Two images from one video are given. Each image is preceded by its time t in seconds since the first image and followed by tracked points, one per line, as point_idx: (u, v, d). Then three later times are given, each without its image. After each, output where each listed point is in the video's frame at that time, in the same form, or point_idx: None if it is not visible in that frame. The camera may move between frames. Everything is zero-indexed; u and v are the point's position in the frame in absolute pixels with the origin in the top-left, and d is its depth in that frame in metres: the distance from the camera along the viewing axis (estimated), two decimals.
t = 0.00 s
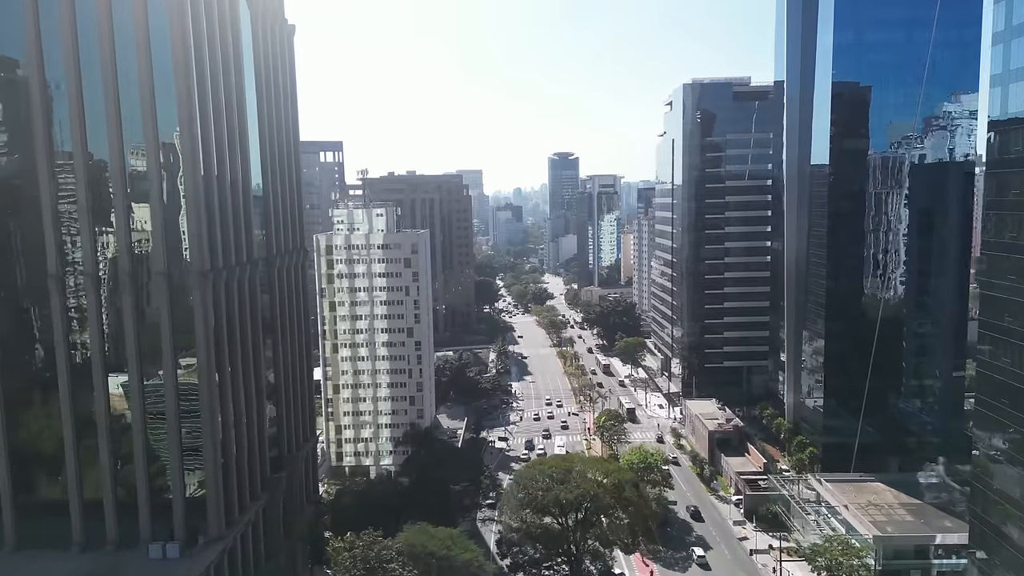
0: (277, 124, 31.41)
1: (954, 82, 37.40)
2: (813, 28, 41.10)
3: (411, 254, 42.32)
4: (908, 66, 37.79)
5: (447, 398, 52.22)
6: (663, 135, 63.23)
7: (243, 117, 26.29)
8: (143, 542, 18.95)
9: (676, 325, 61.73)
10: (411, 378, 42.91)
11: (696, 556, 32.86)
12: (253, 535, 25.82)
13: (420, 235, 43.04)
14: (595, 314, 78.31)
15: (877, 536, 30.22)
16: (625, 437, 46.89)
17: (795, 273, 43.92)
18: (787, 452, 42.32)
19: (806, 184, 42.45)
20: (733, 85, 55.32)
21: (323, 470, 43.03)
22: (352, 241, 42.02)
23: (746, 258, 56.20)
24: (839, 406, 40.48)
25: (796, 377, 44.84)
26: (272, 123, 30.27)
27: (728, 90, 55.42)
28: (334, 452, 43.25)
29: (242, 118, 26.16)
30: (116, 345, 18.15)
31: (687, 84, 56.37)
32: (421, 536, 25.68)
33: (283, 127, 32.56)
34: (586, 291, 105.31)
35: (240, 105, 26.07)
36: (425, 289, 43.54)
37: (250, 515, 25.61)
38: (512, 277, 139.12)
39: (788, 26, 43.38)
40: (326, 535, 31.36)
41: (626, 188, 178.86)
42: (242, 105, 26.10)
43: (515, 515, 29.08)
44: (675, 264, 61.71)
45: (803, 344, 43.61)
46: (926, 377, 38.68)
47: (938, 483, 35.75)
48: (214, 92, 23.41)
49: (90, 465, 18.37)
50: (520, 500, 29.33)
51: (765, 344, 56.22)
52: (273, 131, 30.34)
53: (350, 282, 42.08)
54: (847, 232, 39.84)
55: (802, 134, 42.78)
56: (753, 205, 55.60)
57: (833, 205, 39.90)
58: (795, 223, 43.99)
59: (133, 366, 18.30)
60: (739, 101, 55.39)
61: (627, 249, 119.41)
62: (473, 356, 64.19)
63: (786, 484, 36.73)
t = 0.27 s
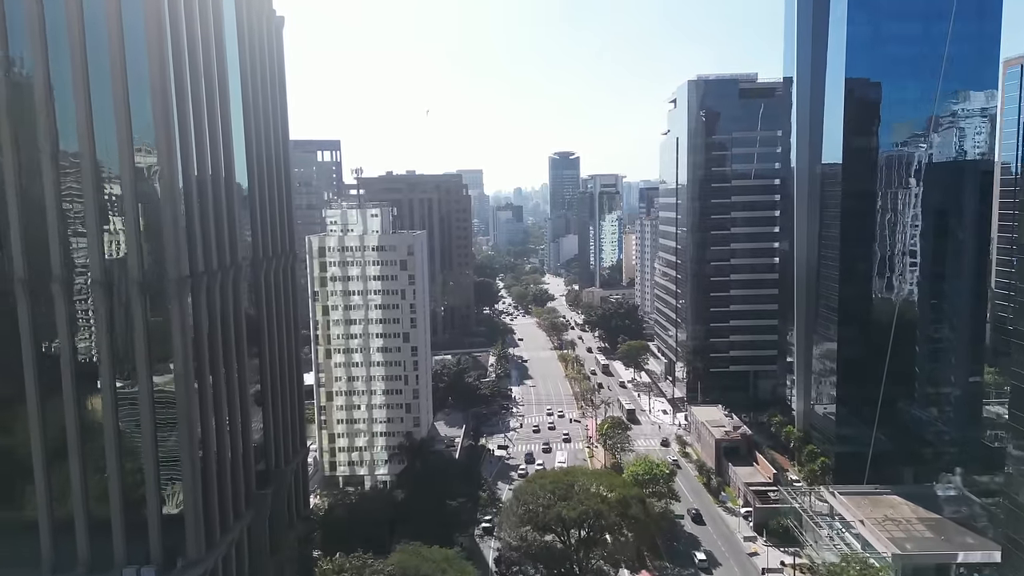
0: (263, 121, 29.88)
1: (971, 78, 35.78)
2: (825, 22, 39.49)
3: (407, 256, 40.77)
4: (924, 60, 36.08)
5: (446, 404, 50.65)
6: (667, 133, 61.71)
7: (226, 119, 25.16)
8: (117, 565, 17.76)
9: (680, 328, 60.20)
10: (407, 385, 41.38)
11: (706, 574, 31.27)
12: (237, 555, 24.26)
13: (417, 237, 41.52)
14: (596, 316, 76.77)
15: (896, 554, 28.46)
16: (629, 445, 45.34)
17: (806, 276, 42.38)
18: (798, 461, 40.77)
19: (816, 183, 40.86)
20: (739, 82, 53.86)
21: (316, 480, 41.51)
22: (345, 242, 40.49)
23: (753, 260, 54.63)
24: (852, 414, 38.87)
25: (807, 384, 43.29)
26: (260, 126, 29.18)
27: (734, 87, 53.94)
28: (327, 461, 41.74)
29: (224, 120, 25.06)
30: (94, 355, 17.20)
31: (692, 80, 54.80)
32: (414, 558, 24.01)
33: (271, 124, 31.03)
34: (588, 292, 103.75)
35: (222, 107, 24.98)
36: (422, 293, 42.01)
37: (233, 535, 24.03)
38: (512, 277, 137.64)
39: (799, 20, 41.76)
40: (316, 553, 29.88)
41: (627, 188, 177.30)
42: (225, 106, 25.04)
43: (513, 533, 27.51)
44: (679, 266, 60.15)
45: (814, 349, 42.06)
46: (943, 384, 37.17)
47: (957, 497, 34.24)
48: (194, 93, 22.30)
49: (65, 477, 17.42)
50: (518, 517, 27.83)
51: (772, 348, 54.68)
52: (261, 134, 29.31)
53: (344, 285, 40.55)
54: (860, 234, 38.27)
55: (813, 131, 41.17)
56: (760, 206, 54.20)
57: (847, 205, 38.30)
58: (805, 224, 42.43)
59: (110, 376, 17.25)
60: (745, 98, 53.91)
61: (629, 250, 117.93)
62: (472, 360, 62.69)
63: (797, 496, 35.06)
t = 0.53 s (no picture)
0: (250, 118, 28.42)
1: (987, 75, 34.01)
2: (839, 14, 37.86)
3: (403, 258, 39.29)
4: (943, 55, 34.39)
5: (443, 411, 49.08)
6: (671, 132, 60.19)
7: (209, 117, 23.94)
8: None
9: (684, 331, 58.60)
10: (403, 392, 39.85)
11: None
12: None
13: (413, 238, 39.99)
14: (598, 319, 75.16)
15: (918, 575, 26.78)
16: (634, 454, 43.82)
17: (818, 279, 40.80)
18: (808, 471, 39.32)
19: (828, 182, 39.26)
20: (746, 79, 52.36)
21: (308, 491, 39.94)
22: (338, 244, 38.99)
23: (760, 262, 52.99)
24: (866, 423, 37.21)
25: (818, 391, 41.73)
26: (247, 125, 27.90)
27: (741, 84, 52.44)
28: (319, 471, 40.16)
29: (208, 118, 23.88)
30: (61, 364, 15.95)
31: (697, 77, 53.29)
32: None
33: (259, 121, 29.56)
34: (589, 293, 102.23)
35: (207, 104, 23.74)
36: (418, 297, 40.52)
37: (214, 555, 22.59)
38: (512, 279, 136.05)
39: (810, 12, 40.16)
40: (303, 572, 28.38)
41: (629, 188, 175.75)
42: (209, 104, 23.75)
43: (512, 551, 25.81)
44: (683, 268, 58.60)
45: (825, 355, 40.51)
46: (962, 392, 35.49)
47: (978, 511, 32.59)
48: (173, 89, 21.02)
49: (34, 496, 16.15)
50: (519, 533, 26.23)
51: (780, 352, 53.09)
52: (249, 133, 28.03)
53: (337, 289, 39.03)
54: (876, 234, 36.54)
55: (825, 128, 39.55)
56: (766, 206, 52.62)
57: (862, 204, 36.60)
58: (817, 225, 40.86)
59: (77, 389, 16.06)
60: (752, 96, 52.41)
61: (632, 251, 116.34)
62: (471, 364, 61.13)
63: (810, 509, 33.48)
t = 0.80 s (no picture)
0: (236, 115, 26.95)
1: (1013, 69, 30.54)
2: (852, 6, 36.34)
3: (398, 261, 37.78)
4: (961, 48, 32.26)
5: (441, 418, 47.54)
6: (675, 130, 58.70)
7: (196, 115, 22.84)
8: None
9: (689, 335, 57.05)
10: (398, 400, 38.30)
11: None
12: None
13: (408, 240, 38.50)
14: (600, 321, 73.58)
15: None
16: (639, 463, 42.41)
17: (830, 283, 39.27)
18: (820, 483, 38.05)
19: (841, 182, 37.79)
20: (753, 75, 50.84)
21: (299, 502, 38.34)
22: (331, 246, 37.51)
23: (767, 264, 51.41)
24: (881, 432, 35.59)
25: (830, 399, 40.19)
26: (236, 126, 26.84)
27: (747, 80, 50.91)
28: (312, 482, 38.63)
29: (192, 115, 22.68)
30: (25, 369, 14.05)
31: (703, 74, 51.74)
32: None
33: (244, 116, 28.00)
34: (591, 295, 100.65)
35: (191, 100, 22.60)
36: (414, 301, 38.97)
37: None
38: (513, 280, 134.48)
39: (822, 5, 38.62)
40: None
41: (631, 188, 174.19)
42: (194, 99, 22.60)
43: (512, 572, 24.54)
44: (687, 269, 57.04)
45: (837, 362, 39.00)
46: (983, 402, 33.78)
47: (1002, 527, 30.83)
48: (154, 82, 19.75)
49: None
50: (518, 553, 24.87)
51: (788, 357, 51.52)
52: (237, 136, 26.92)
53: (329, 293, 37.56)
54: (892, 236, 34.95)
55: (837, 125, 38.00)
56: (774, 206, 51.07)
57: (877, 205, 35.01)
58: (828, 226, 39.34)
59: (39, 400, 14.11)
60: (759, 92, 50.86)
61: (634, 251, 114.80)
62: (470, 369, 59.61)
63: (824, 523, 31.96)
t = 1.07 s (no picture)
0: (220, 110, 25.48)
1: None
2: None
3: (393, 264, 36.23)
4: (983, 38, 30.54)
5: (439, 425, 45.98)
6: (679, 128, 57.14)
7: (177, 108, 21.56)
8: None
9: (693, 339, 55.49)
10: (393, 409, 36.82)
11: None
12: None
13: (403, 241, 36.96)
14: (602, 323, 71.97)
15: None
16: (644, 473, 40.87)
17: (843, 286, 37.68)
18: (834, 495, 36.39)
19: (855, 181, 36.22)
20: (760, 72, 49.33)
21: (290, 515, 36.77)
22: (323, 248, 35.96)
23: (775, 266, 49.84)
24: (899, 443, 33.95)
25: (843, 407, 38.61)
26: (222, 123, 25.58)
27: (755, 77, 49.36)
28: (303, 493, 37.05)
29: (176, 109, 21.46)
30: None
31: (708, 70, 50.19)
32: None
33: (229, 111, 26.47)
34: (592, 296, 99.11)
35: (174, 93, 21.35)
36: (409, 305, 37.46)
37: None
38: (513, 280, 132.98)
39: None
40: None
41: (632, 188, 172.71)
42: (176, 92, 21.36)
43: None
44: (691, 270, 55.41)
45: (851, 369, 37.41)
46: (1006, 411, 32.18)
47: None
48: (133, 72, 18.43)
49: None
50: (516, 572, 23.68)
51: (796, 362, 49.98)
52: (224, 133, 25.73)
53: (321, 296, 36.03)
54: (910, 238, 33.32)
55: (852, 121, 36.39)
56: (782, 206, 49.53)
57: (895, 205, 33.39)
58: (841, 228, 37.75)
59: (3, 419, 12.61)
60: (767, 89, 49.33)
61: (636, 252, 113.40)
62: (469, 373, 58.02)
63: (839, 539, 30.42)
